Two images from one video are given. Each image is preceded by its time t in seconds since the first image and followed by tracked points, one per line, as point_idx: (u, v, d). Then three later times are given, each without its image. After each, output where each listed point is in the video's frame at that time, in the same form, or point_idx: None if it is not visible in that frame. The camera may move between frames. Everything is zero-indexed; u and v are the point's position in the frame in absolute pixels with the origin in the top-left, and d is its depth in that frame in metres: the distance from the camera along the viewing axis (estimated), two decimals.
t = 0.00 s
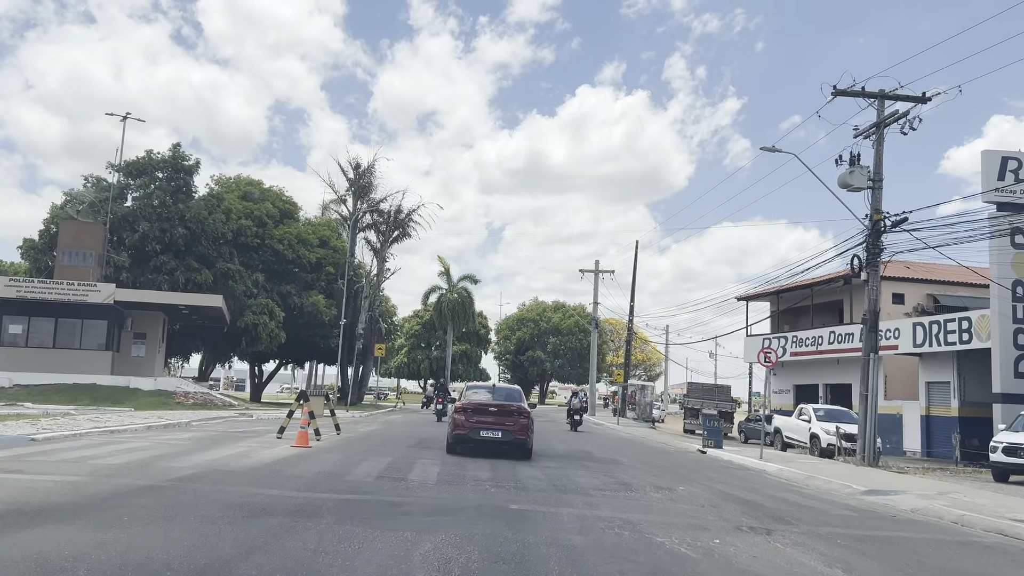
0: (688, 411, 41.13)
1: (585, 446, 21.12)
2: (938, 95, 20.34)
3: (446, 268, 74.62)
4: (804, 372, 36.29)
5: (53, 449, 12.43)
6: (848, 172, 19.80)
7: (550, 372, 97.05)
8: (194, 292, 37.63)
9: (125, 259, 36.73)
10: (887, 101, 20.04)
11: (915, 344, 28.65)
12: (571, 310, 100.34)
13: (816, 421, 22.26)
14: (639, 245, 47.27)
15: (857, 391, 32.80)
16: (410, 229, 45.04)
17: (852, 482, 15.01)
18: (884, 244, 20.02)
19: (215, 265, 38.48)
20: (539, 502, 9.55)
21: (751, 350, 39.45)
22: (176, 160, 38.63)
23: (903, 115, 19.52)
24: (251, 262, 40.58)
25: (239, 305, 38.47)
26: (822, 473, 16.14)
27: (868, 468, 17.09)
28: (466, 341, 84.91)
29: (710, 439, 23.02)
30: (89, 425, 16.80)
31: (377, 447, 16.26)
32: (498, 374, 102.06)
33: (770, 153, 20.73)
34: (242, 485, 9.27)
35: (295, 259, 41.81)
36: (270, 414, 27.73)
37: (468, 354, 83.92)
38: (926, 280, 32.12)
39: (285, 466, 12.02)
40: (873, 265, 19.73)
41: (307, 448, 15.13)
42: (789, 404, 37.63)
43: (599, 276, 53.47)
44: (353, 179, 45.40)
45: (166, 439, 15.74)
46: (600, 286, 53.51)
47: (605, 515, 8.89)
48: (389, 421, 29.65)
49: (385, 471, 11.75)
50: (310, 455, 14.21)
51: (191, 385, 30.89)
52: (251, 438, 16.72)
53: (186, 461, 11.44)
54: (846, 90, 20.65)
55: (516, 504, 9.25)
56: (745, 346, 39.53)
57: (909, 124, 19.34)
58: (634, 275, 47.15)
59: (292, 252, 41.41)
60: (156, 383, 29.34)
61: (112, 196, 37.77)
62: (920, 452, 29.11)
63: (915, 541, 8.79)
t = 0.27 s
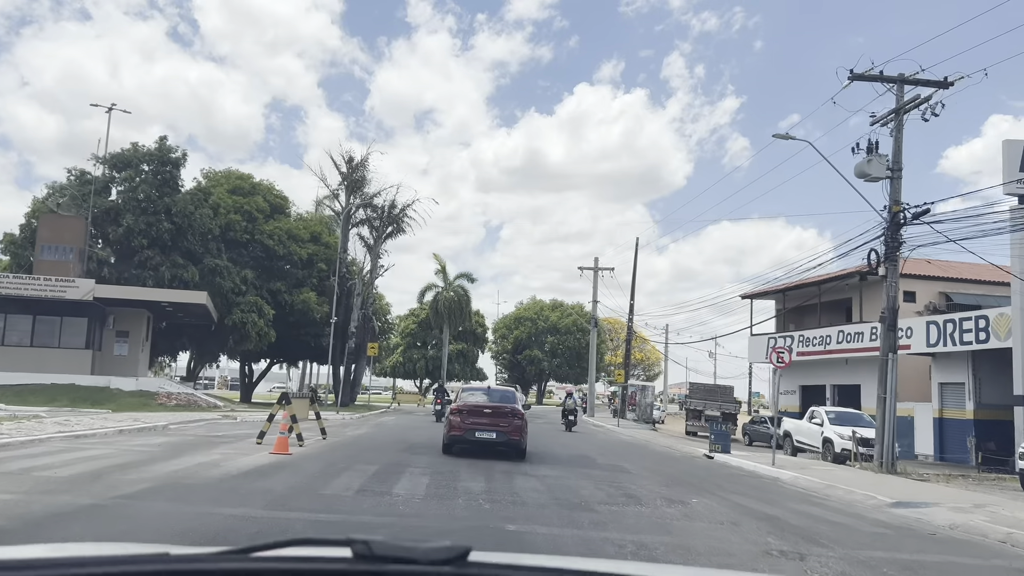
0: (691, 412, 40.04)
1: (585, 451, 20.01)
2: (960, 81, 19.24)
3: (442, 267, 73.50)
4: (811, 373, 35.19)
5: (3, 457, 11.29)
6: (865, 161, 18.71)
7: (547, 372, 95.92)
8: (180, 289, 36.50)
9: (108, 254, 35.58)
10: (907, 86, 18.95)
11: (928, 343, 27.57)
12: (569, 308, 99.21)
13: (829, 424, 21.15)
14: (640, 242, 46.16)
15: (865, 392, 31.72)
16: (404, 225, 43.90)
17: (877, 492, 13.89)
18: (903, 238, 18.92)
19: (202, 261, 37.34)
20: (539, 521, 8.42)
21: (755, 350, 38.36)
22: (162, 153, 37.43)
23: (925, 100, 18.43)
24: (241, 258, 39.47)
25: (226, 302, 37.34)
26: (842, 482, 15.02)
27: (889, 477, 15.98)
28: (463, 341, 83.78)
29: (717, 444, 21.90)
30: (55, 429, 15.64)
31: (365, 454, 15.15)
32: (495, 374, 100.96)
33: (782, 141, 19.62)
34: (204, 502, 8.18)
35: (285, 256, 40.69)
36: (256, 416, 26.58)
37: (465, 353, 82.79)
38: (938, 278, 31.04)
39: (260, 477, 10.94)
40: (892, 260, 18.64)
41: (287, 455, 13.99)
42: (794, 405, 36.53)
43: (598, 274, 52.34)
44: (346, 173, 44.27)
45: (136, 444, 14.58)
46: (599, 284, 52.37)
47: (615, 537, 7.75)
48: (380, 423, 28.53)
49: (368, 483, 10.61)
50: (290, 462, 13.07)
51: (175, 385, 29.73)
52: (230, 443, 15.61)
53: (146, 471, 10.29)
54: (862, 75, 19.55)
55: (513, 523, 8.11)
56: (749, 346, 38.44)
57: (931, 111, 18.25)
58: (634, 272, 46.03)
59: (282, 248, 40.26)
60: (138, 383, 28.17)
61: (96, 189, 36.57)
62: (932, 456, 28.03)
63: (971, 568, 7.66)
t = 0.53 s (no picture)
0: (695, 409, 38.94)
1: (588, 449, 18.90)
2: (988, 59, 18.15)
3: (440, 261, 72.37)
4: (820, 369, 34.09)
5: None
6: (888, 143, 17.61)
7: (546, 368, 94.88)
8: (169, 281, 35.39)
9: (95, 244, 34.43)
10: (932, 64, 17.87)
11: (944, 339, 26.50)
12: (568, 304, 98.14)
13: (845, 422, 20.04)
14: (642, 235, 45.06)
15: (877, 389, 30.62)
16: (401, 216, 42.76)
17: (907, 496, 12.82)
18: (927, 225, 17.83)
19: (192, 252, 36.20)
20: (546, 533, 7.34)
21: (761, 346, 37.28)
22: (152, 142, 36.15)
23: (951, 79, 17.35)
24: (233, 250, 38.31)
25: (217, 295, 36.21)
26: (867, 485, 13.94)
27: (916, 479, 14.90)
28: (460, 336, 82.69)
29: (727, 442, 20.78)
30: (19, 425, 14.51)
31: (353, 452, 14.05)
32: (493, 370, 99.89)
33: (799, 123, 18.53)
34: (159, 510, 7.08)
35: (279, 248, 39.55)
36: (244, 412, 25.45)
37: (463, 349, 81.69)
38: (953, 271, 29.96)
39: (233, 479, 9.84)
40: (915, 248, 17.56)
41: (268, 453, 12.86)
42: (801, 402, 35.47)
43: (599, 268, 51.24)
44: (342, 163, 43.12)
45: (104, 441, 13.46)
46: (599, 278, 51.25)
47: (634, 553, 6.67)
48: (374, 419, 27.44)
49: (352, 486, 9.50)
50: (269, 461, 11.96)
51: (161, 380, 28.60)
52: (208, 440, 14.50)
53: (103, 472, 9.18)
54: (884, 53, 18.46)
55: (515, 536, 7.03)
56: (755, 341, 37.34)
57: (958, 89, 17.18)
58: (636, 266, 44.91)
59: (276, 240, 39.11)
60: (122, 377, 27.02)
61: (83, 178, 35.35)
62: (947, 455, 26.98)
63: None
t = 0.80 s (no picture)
0: (697, 407, 37.86)
1: (588, 450, 17.80)
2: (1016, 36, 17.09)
3: (436, 256, 71.26)
4: (826, 366, 33.00)
5: None
6: (910, 124, 16.53)
7: (543, 366, 93.82)
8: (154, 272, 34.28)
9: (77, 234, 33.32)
10: (957, 40, 16.82)
11: (959, 335, 25.41)
12: (566, 301, 97.04)
13: (860, 422, 18.92)
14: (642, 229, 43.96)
15: (886, 387, 29.53)
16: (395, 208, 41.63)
17: (940, 504, 11.71)
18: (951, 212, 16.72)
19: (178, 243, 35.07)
20: (544, 554, 6.22)
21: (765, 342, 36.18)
22: (137, 129, 35.06)
23: (979, 55, 16.29)
24: (221, 241, 37.20)
25: (204, 287, 35.08)
26: (893, 491, 12.83)
27: (944, 485, 13.79)
28: (457, 333, 81.57)
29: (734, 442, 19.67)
30: None
31: (335, 453, 12.94)
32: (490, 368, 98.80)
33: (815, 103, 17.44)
34: (84, 527, 5.95)
35: (269, 240, 38.43)
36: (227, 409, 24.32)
37: (459, 346, 80.57)
38: (966, 265, 28.87)
39: (194, 486, 8.74)
40: (939, 236, 16.45)
41: (240, 454, 11.75)
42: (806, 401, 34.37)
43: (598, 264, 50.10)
44: (334, 153, 41.98)
45: (62, 440, 12.33)
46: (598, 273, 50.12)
47: None
48: (364, 417, 26.32)
49: (326, 494, 8.40)
50: (238, 464, 10.84)
51: (142, 375, 27.45)
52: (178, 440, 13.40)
53: (39, 477, 8.05)
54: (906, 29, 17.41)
55: (508, 560, 5.90)
56: (758, 337, 36.26)
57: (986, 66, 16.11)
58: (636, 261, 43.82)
59: (265, 231, 37.96)
60: (100, 371, 25.87)
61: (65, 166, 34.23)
62: (961, 456, 25.91)
63: None
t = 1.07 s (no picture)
0: (700, 406, 36.82)
1: (592, 451, 16.75)
2: None
3: (434, 251, 70.20)
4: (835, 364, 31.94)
5: None
6: (936, 105, 15.48)
7: (541, 362, 92.79)
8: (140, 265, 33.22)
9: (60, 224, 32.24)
10: (985, 16, 15.80)
11: (976, 331, 24.39)
12: (565, 297, 95.98)
13: (878, 423, 17.85)
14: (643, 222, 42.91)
15: (898, 386, 28.49)
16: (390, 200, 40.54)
17: (980, 514, 10.68)
18: (979, 200, 15.64)
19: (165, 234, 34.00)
20: None
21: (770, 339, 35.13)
22: (123, 116, 33.93)
23: (1010, 31, 15.27)
24: (210, 233, 36.11)
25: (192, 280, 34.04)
26: (925, 499, 11.80)
27: (977, 492, 12.77)
28: (454, 329, 80.52)
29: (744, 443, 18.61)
30: None
31: (318, 456, 11.89)
32: (487, 364, 97.78)
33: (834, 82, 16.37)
34: None
35: (260, 232, 37.34)
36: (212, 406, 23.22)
37: (456, 342, 79.50)
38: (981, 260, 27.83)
39: (149, 498, 7.70)
40: (966, 225, 15.37)
41: (213, 459, 10.63)
42: (813, 400, 33.35)
43: (598, 258, 48.99)
44: (328, 143, 40.90)
45: (17, 441, 11.25)
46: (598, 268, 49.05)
47: None
48: (356, 415, 25.26)
49: (298, 507, 7.33)
50: (207, 469, 9.76)
51: (124, 370, 26.33)
52: (148, 441, 12.34)
53: None
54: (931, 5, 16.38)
55: None
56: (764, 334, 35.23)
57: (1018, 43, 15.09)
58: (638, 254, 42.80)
59: (256, 223, 36.87)
60: (80, 366, 24.74)
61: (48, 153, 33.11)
62: (978, 458, 24.91)
63: None
